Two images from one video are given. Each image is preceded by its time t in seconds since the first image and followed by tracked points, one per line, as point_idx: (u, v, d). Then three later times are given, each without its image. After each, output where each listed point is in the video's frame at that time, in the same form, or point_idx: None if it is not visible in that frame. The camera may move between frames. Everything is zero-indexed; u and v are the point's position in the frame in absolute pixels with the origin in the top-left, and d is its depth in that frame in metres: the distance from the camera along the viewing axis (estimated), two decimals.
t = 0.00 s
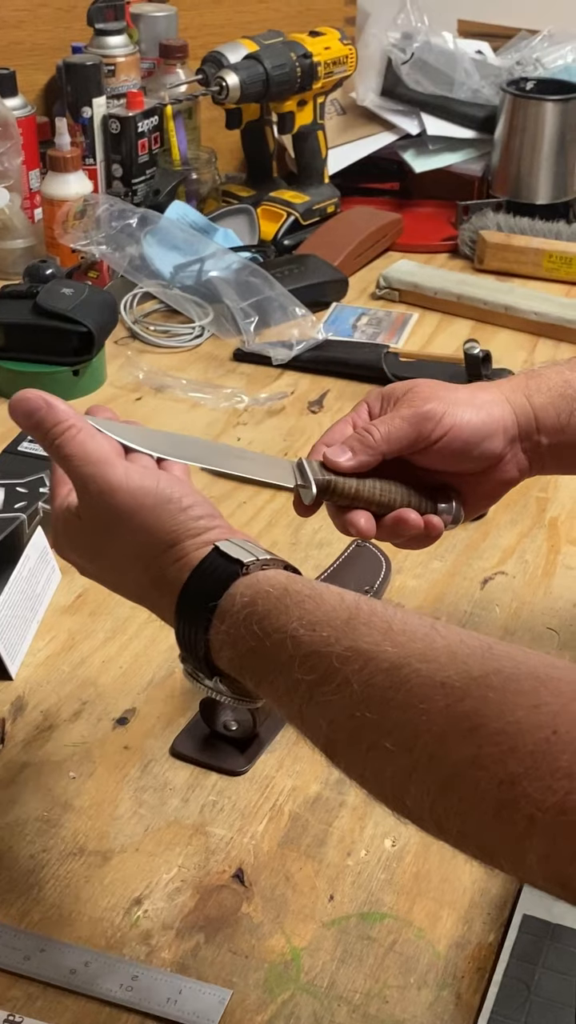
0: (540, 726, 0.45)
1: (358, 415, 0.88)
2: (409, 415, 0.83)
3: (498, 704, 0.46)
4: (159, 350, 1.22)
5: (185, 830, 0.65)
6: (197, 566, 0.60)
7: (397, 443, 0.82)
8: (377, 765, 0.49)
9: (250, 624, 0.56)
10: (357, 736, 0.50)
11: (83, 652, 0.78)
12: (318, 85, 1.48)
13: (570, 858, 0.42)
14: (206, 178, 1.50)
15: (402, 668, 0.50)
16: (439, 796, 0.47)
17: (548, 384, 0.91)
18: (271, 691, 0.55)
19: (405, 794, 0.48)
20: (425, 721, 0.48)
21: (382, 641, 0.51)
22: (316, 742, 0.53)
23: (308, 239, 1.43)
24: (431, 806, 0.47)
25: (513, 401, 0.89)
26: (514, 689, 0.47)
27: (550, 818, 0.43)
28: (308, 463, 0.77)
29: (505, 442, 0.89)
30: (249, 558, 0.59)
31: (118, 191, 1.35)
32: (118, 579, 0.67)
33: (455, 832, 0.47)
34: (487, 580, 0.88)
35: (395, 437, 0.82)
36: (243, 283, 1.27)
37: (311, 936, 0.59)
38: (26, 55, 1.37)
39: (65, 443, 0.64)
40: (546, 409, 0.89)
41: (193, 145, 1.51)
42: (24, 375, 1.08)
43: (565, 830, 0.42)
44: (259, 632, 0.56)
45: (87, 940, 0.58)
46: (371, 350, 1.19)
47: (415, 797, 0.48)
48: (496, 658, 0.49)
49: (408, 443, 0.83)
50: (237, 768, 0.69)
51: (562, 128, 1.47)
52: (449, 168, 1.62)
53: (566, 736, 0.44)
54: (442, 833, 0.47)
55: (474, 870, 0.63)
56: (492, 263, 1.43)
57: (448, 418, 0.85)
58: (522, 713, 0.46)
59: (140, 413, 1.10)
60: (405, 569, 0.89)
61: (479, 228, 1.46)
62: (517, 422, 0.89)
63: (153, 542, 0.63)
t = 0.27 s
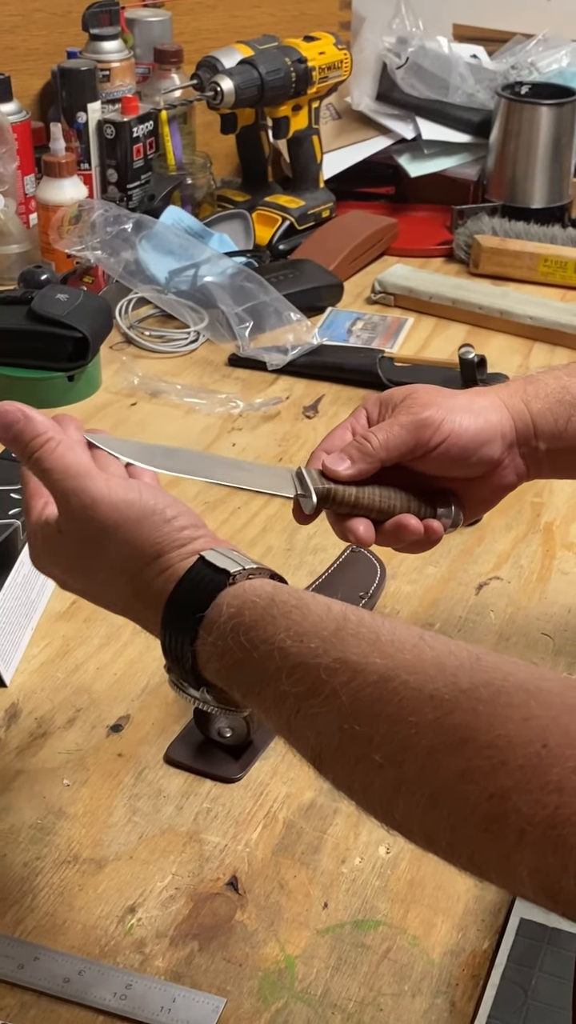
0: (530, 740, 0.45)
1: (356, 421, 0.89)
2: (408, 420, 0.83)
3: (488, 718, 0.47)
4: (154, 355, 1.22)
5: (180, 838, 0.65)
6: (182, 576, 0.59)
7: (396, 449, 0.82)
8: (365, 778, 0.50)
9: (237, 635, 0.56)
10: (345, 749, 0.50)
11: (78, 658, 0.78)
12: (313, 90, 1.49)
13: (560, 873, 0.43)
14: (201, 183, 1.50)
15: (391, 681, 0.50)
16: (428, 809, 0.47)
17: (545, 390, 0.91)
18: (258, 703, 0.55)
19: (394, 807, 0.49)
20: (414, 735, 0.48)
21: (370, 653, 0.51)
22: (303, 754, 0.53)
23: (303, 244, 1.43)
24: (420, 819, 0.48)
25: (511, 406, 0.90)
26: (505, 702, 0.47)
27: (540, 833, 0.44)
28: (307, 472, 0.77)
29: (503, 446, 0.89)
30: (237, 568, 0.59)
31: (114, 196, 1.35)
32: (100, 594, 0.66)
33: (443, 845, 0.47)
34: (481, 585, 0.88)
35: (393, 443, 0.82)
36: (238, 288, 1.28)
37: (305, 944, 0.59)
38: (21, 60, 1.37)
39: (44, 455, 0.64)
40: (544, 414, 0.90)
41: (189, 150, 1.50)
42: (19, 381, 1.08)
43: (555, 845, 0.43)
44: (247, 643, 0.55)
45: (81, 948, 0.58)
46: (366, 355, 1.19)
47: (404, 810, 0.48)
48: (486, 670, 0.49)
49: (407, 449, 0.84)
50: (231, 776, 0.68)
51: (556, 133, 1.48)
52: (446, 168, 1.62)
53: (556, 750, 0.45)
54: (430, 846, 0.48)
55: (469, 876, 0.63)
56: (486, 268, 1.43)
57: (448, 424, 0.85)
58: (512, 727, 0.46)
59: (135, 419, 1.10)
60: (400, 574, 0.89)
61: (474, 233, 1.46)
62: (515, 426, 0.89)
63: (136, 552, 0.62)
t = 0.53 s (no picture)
0: (526, 760, 0.46)
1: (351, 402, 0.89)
2: (400, 395, 0.86)
3: (485, 738, 0.47)
4: (149, 359, 1.22)
5: (174, 842, 0.65)
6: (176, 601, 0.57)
7: (390, 424, 0.85)
8: (363, 800, 0.50)
9: (234, 656, 0.54)
10: (345, 771, 0.50)
11: (72, 663, 0.78)
12: (308, 94, 1.49)
13: (557, 892, 0.44)
14: (196, 187, 1.50)
15: (387, 701, 0.50)
16: (426, 830, 0.48)
17: (542, 382, 0.91)
18: (256, 727, 0.54)
19: (391, 827, 0.49)
20: (412, 755, 0.48)
21: (369, 673, 0.51)
22: (302, 776, 0.52)
23: (298, 248, 1.44)
24: (418, 840, 0.48)
25: (506, 394, 0.90)
26: (501, 721, 0.48)
27: (537, 852, 0.45)
28: (304, 450, 0.78)
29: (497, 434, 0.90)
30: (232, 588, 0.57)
31: (109, 201, 1.35)
32: (84, 634, 0.61)
33: (442, 865, 0.48)
34: (475, 589, 0.89)
35: (387, 419, 0.84)
36: (233, 292, 1.28)
37: (298, 948, 0.59)
38: (16, 65, 1.37)
39: (37, 483, 0.60)
40: (539, 404, 0.90)
41: (184, 154, 1.50)
42: (14, 386, 1.08)
43: (552, 864, 0.44)
44: (244, 666, 0.54)
45: (75, 953, 0.58)
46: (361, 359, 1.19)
47: (402, 830, 0.49)
48: (481, 688, 0.50)
49: (401, 426, 0.86)
50: (225, 779, 0.69)
51: (551, 136, 1.48)
52: (439, 176, 1.62)
53: (551, 769, 0.46)
54: (428, 864, 0.49)
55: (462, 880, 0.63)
56: (481, 271, 1.43)
57: (441, 405, 0.86)
58: (508, 747, 0.47)
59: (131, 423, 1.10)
60: (394, 578, 0.89)
61: (469, 237, 1.46)
62: (509, 415, 0.90)
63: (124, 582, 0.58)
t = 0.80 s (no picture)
0: (554, 735, 0.46)
1: (323, 398, 0.87)
2: (394, 403, 0.83)
3: (521, 714, 0.48)
4: (147, 361, 1.22)
5: (173, 843, 0.65)
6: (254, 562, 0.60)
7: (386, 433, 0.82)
8: (404, 767, 0.51)
9: (297, 619, 0.57)
10: (387, 736, 0.51)
11: (71, 664, 0.78)
12: (305, 96, 1.49)
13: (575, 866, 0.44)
14: (194, 188, 1.52)
15: (434, 674, 0.51)
16: (458, 800, 0.48)
17: (512, 361, 0.90)
18: (311, 691, 0.56)
19: (428, 796, 0.50)
20: (452, 725, 0.49)
21: (420, 649, 0.53)
22: (350, 743, 0.54)
23: (296, 250, 1.44)
24: (451, 810, 0.49)
25: (478, 376, 0.89)
26: (536, 700, 0.48)
27: (556, 825, 0.44)
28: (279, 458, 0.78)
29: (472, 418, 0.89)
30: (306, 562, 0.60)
31: (107, 203, 1.36)
32: (177, 593, 0.66)
33: (471, 838, 0.48)
34: (473, 589, 0.89)
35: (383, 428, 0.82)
36: (230, 294, 1.28)
37: (297, 948, 0.59)
38: (14, 67, 1.37)
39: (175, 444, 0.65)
40: (512, 385, 0.89)
41: (181, 155, 1.51)
42: (12, 387, 1.08)
43: (570, 838, 0.44)
44: (306, 630, 0.56)
45: (74, 954, 0.58)
46: (358, 360, 1.20)
47: (437, 800, 0.50)
48: (524, 671, 0.50)
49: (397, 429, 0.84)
50: (224, 780, 0.69)
51: (548, 137, 1.48)
52: (439, 175, 1.62)
53: None
54: (459, 838, 0.49)
55: (461, 880, 0.63)
56: (479, 272, 1.43)
57: (420, 396, 0.85)
58: (540, 723, 0.47)
59: (128, 425, 1.10)
60: (392, 579, 0.89)
61: (466, 238, 1.47)
62: (484, 398, 0.89)
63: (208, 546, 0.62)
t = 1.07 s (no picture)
0: (544, 724, 0.47)
1: (309, 397, 0.87)
2: (382, 401, 0.83)
3: (515, 703, 0.48)
4: (145, 362, 1.22)
5: (170, 841, 0.65)
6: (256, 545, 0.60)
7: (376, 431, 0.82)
8: (398, 752, 0.51)
9: (300, 604, 0.57)
10: (383, 722, 0.52)
11: (69, 664, 0.78)
12: (302, 97, 1.49)
13: (561, 853, 0.44)
14: (191, 190, 1.51)
15: (431, 662, 0.51)
16: (449, 787, 0.49)
17: (495, 349, 0.90)
18: (311, 673, 0.57)
19: (421, 781, 0.50)
20: (447, 712, 0.50)
21: (418, 636, 0.53)
22: (346, 729, 0.55)
23: (293, 251, 1.44)
24: (442, 796, 0.49)
25: (461, 365, 0.89)
26: (530, 690, 0.48)
27: (543, 812, 0.45)
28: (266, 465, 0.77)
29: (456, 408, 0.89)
30: (307, 543, 0.61)
31: (104, 205, 1.36)
32: (169, 602, 0.64)
33: (461, 824, 0.49)
34: (470, 588, 0.89)
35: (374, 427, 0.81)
36: (228, 295, 1.29)
37: (294, 945, 0.59)
38: (11, 69, 1.37)
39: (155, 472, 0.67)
40: (494, 373, 0.89)
41: (179, 157, 1.52)
42: (10, 389, 1.09)
43: (557, 826, 0.45)
44: (309, 614, 0.56)
45: (72, 951, 0.59)
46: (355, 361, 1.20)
47: (429, 786, 0.50)
48: (521, 660, 0.50)
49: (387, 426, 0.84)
50: (221, 779, 0.69)
51: (544, 138, 1.49)
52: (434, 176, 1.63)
53: (567, 737, 0.46)
54: (450, 824, 0.50)
55: (457, 878, 0.64)
56: (476, 272, 1.44)
57: (409, 391, 0.84)
58: (532, 714, 0.47)
59: (126, 426, 1.10)
60: (389, 578, 0.90)
61: (463, 239, 1.47)
62: (467, 388, 0.89)
63: (209, 535, 0.61)
